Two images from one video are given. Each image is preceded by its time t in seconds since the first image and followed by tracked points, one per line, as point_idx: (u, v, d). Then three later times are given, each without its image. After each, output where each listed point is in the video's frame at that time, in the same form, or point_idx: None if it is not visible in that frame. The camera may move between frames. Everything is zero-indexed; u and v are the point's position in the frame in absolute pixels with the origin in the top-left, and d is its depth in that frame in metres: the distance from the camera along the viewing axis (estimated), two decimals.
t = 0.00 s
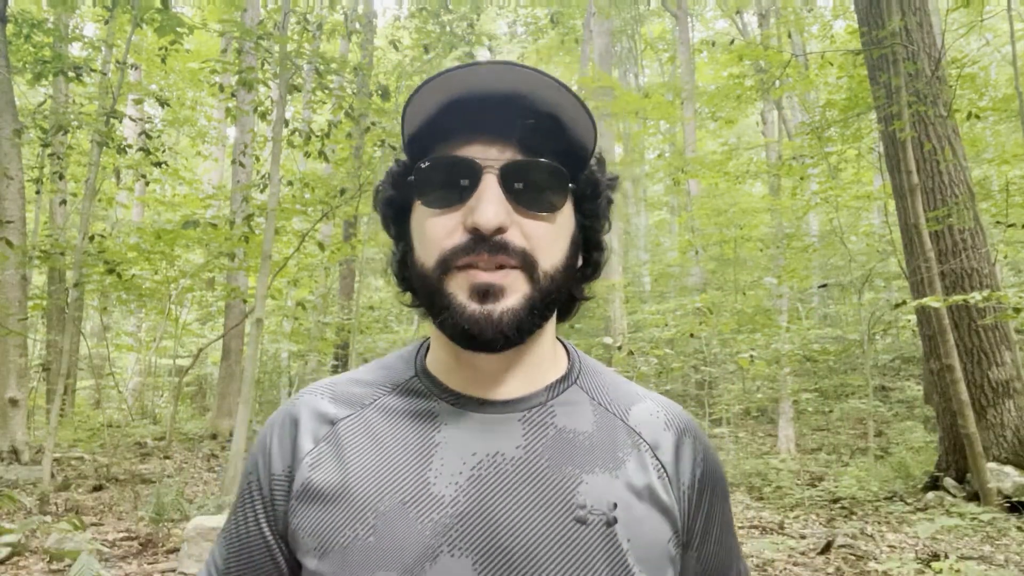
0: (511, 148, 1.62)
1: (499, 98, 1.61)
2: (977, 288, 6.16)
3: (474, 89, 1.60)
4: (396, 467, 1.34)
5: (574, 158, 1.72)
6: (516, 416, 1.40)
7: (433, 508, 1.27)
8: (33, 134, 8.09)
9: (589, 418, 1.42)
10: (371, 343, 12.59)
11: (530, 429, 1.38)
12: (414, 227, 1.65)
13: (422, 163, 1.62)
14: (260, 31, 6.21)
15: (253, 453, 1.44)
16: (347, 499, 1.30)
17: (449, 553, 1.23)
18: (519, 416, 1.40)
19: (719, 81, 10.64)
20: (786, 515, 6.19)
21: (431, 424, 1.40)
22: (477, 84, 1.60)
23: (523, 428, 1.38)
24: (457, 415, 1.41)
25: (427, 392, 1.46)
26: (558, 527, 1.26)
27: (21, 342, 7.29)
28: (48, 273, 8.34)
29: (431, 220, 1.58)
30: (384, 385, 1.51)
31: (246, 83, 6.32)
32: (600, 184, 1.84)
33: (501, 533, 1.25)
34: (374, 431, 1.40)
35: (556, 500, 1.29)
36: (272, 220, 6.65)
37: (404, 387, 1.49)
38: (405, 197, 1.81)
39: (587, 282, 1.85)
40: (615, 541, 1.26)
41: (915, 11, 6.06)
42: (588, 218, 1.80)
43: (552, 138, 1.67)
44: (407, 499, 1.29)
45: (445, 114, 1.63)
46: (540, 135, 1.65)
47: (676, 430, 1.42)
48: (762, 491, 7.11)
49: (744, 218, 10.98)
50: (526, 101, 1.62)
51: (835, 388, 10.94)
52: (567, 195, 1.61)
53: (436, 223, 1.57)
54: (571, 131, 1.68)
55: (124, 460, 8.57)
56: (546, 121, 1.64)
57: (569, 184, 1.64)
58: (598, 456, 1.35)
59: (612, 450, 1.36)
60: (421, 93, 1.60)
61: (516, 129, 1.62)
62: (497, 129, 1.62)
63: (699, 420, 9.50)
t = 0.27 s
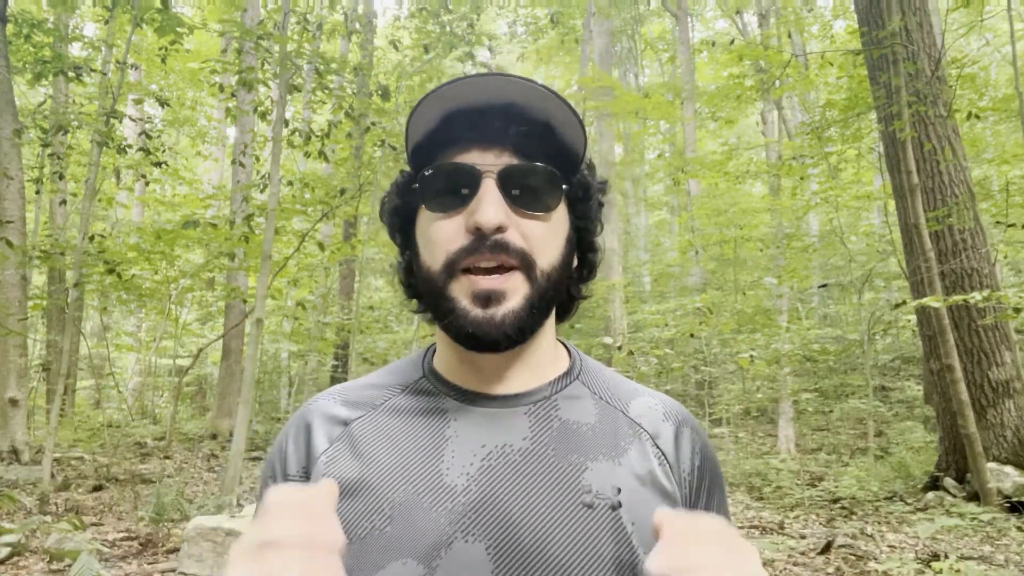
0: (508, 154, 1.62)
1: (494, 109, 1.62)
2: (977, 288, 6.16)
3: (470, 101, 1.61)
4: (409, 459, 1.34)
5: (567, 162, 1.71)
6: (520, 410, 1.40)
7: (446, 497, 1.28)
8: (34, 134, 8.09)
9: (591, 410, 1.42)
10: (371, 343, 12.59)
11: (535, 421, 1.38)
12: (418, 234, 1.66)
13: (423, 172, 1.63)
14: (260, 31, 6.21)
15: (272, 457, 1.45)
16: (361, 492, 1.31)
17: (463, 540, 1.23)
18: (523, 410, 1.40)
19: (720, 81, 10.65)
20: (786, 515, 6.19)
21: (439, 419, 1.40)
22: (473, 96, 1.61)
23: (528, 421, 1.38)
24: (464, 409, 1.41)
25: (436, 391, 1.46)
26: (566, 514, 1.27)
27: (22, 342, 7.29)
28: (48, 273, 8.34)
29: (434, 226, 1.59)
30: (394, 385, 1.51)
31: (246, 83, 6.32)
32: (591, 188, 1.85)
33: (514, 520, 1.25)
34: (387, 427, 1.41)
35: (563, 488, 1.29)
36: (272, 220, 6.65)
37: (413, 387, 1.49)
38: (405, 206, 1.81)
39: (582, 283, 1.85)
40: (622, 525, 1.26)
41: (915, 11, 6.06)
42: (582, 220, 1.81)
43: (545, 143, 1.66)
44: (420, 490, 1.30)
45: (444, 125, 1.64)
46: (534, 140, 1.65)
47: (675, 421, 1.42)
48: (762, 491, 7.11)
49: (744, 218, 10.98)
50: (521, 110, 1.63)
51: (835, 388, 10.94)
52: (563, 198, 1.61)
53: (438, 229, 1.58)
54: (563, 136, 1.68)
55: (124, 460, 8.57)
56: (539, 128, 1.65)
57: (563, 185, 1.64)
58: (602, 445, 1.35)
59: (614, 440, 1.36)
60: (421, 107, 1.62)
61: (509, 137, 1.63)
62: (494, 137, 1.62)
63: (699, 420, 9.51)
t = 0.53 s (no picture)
0: (514, 165, 1.63)
1: (502, 123, 1.63)
2: (977, 288, 6.16)
3: (479, 114, 1.62)
4: (414, 453, 1.35)
5: (569, 176, 1.72)
6: (521, 407, 1.41)
7: (449, 489, 1.29)
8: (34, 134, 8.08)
9: (588, 408, 1.43)
10: (371, 343, 12.59)
11: (535, 418, 1.39)
12: (425, 238, 1.65)
13: (432, 180, 1.63)
14: (260, 31, 6.21)
15: (274, 451, 1.45)
16: (366, 484, 1.31)
17: (466, 531, 1.24)
18: (523, 407, 1.41)
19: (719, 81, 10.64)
20: (786, 515, 6.19)
21: (441, 414, 1.41)
22: (481, 109, 1.61)
23: (528, 417, 1.39)
24: (466, 406, 1.42)
25: (442, 390, 1.46)
26: (565, 507, 1.28)
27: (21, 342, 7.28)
28: (48, 273, 8.34)
29: (440, 229, 1.58)
30: (400, 383, 1.52)
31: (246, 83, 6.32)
32: (591, 196, 1.86)
33: (517, 512, 1.26)
34: (392, 422, 1.41)
35: (562, 482, 1.30)
36: (272, 220, 6.65)
37: (418, 386, 1.49)
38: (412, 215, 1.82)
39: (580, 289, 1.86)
40: (616, 519, 1.27)
41: (915, 10, 6.06)
42: (581, 228, 1.81)
43: (549, 159, 1.68)
44: (424, 482, 1.30)
45: (453, 136, 1.65)
46: (539, 154, 1.66)
47: (669, 421, 1.43)
48: (762, 491, 7.11)
49: (744, 218, 10.98)
50: (528, 123, 1.64)
51: (835, 388, 10.95)
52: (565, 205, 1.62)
53: (445, 232, 1.57)
54: (567, 153, 1.70)
55: (124, 460, 8.56)
56: (545, 143, 1.66)
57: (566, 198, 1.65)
58: (598, 441, 1.36)
59: (610, 436, 1.37)
60: (431, 120, 1.62)
61: (516, 149, 1.64)
62: (501, 149, 1.63)
63: (699, 420, 9.51)
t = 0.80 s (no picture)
0: (510, 171, 1.63)
1: (497, 128, 1.63)
2: (977, 288, 6.17)
3: (473, 120, 1.61)
4: (413, 452, 1.36)
5: (568, 179, 1.71)
6: (519, 407, 1.41)
7: (448, 487, 1.29)
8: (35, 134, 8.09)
9: (587, 406, 1.44)
10: (371, 343, 12.59)
11: (532, 417, 1.39)
12: (423, 242, 1.67)
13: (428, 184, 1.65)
14: (260, 31, 6.21)
15: (275, 449, 1.46)
16: (365, 483, 1.32)
17: (465, 528, 1.25)
18: (521, 407, 1.41)
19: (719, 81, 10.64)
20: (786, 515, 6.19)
21: (440, 415, 1.42)
22: (476, 114, 1.61)
23: (526, 417, 1.39)
24: (464, 406, 1.42)
25: (440, 391, 1.47)
26: (564, 503, 1.28)
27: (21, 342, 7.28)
28: (48, 273, 8.34)
29: (437, 236, 1.60)
30: (399, 383, 1.53)
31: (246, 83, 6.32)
32: (591, 202, 1.88)
33: (516, 510, 1.27)
34: (393, 422, 1.42)
35: (561, 479, 1.31)
36: (272, 220, 6.65)
37: (416, 388, 1.49)
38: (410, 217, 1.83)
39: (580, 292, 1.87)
40: (616, 515, 1.27)
41: (915, 10, 6.05)
42: (580, 232, 1.81)
43: (548, 164, 1.68)
44: (422, 481, 1.31)
45: (449, 141, 1.65)
46: (536, 159, 1.66)
47: (668, 414, 1.43)
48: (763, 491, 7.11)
49: (744, 218, 10.97)
50: (523, 128, 1.63)
51: (835, 388, 10.96)
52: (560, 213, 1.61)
53: (441, 239, 1.59)
54: (565, 157, 1.69)
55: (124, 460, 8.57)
56: (542, 147, 1.66)
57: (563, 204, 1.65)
58: (596, 437, 1.37)
59: (608, 432, 1.38)
60: (426, 125, 1.63)
61: (513, 155, 1.64)
62: (496, 155, 1.63)
63: (699, 420, 9.52)
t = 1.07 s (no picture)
0: (519, 165, 1.62)
1: (504, 118, 1.61)
2: (977, 288, 6.17)
3: (479, 109, 1.59)
4: (405, 471, 1.36)
5: (579, 171, 1.74)
6: (522, 415, 1.42)
7: (447, 507, 1.31)
8: (34, 134, 8.08)
9: (593, 414, 1.45)
10: (371, 343, 12.59)
11: (537, 427, 1.40)
12: (422, 242, 1.65)
13: (429, 180, 1.62)
14: (260, 31, 6.21)
15: (260, 462, 1.46)
16: (361, 503, 1.33)
17: (465, 551, 1.26)
18: (525, 416, 1.42)
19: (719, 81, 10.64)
20: (786, 515, 6.21)
21: (438, 428, 1.42)
22: (483, 103, 1.59)
23: (529, 427, 1.41)
24: (465, 416, 1.43)
25: (434, 395, 1.48)
26: (570, 523, 1.30)
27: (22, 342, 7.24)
28: (48, 274, 8.33)
29: (440, 236, 1.58)
30: (392, 389, 1.53)
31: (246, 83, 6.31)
32: (602, 192, 1.89)
33: (514, 530, 1.28)
34: (386, 436, 1.43)
35: (566, 496, 1.32)
36: (272, 220, 6.66)
37: (411, 393, 1.51)
38: (406, 211, 1.81)
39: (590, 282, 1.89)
40: (625, 533, 1.29)
41: (915, 10, 6.05)
42: (590, 227, 1.82)
43: (557, 155, 1.68)
44: (420, 501, 1.32)
45: (450, 132, 1.63)
46: (547, 150, 1.66)
47: (679, 421, 1.45)
48: (762, 491, 7.12)
49: (744, 218, 10.98)
50: (532, 118, 1.62)
51: (835, 387, 10.98)
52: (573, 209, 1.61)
53: (444, 240, 1.57)
54: (577, 146, 1.69)
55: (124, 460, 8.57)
56: (552, 138, 1.65)
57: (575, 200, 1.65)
58: (603, 450, 1.38)
59: (616, 443, 1.39)
60: (427, 116, 1.59)
61: (522, 146, 1.63)
62: (505, 146, 1.62)
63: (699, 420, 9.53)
